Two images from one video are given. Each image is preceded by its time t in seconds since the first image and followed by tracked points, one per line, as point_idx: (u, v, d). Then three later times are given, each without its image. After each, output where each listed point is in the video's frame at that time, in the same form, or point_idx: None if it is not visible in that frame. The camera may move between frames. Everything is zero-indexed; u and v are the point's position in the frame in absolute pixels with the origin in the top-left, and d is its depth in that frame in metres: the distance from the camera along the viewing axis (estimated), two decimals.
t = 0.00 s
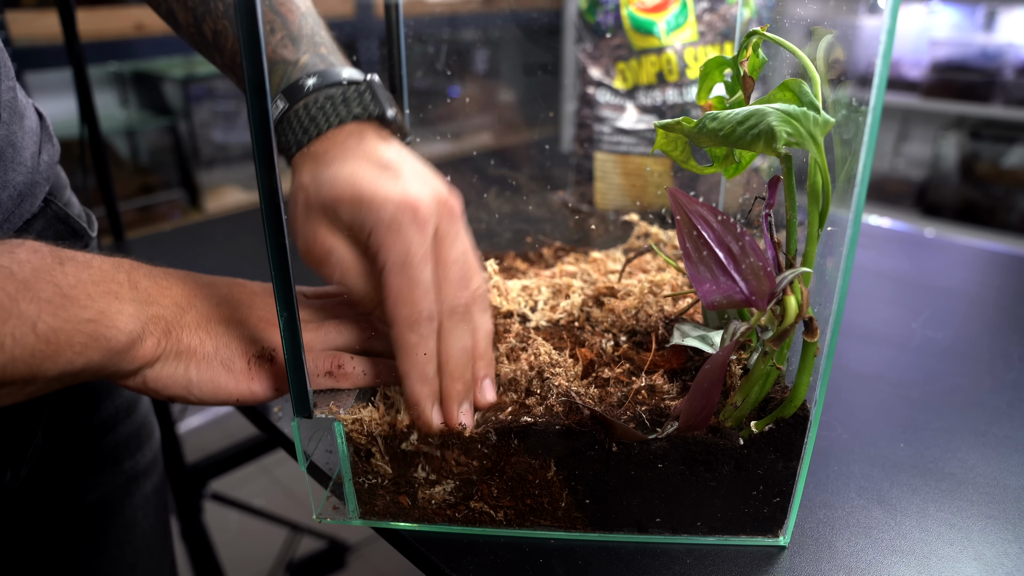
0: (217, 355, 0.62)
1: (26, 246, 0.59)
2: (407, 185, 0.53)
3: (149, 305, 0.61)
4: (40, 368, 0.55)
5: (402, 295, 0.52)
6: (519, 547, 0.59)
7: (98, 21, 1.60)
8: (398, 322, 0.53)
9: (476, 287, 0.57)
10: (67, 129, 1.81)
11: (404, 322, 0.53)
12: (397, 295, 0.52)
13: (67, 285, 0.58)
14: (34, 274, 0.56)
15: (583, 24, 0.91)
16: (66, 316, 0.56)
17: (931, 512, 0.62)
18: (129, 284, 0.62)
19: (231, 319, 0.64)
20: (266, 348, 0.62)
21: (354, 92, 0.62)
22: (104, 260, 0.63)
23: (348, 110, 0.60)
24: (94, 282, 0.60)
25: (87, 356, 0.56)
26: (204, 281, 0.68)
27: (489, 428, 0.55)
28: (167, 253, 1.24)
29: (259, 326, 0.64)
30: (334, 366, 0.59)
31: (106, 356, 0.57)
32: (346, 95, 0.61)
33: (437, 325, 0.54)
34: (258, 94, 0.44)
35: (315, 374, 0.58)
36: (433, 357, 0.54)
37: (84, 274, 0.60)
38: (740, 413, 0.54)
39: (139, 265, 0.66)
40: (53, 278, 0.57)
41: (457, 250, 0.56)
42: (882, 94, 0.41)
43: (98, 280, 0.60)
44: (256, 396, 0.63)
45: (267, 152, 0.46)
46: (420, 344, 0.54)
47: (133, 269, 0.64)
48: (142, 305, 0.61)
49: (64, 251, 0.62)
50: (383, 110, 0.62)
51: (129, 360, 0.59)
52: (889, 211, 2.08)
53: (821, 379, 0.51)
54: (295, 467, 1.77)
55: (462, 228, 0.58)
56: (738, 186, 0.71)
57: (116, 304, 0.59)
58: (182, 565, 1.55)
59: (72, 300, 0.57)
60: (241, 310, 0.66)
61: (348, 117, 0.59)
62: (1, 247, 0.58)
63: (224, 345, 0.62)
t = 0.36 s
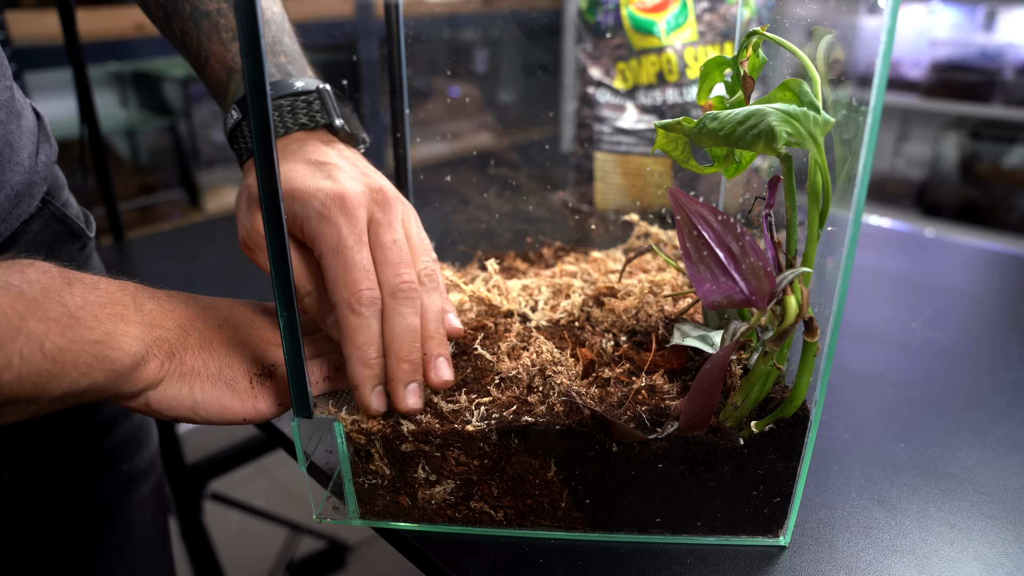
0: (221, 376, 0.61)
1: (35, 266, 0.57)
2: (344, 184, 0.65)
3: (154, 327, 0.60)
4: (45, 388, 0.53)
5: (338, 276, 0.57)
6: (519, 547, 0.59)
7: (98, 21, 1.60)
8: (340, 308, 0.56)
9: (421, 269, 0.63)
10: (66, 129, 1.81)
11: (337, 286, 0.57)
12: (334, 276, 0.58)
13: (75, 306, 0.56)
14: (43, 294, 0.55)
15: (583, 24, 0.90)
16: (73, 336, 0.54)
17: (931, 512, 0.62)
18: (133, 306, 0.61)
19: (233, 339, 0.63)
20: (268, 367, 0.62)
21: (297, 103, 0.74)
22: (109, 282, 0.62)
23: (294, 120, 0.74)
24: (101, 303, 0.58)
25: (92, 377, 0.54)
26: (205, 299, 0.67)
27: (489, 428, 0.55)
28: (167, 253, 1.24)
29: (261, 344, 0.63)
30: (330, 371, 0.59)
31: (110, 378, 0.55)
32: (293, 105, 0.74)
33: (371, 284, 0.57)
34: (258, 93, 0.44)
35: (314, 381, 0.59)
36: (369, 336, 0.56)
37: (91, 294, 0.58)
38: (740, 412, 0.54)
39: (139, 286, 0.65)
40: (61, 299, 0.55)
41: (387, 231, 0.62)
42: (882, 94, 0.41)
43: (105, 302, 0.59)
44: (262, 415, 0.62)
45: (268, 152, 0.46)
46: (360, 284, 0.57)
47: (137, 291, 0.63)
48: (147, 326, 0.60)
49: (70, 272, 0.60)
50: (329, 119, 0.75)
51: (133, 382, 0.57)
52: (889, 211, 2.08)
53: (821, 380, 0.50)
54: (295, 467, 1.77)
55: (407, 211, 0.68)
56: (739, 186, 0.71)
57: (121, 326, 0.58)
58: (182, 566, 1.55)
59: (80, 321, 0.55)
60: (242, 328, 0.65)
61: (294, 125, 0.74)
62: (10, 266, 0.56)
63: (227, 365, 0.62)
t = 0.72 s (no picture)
0: (220, 377, 0.60)
1: (31, 266, 0.58)
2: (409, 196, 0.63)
3: (152, 328, 0.60)
4: (42, 389, 0.53)
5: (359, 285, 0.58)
6: (519, 548, 0.59)
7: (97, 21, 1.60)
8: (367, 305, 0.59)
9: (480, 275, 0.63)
10: (66, 129, 1.80)
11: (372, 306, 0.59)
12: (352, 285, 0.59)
13: (72, 307, 0.56)
14: (40, 295, 0.55)
15: (583, 24, 0.90)
16: (70, 338, 0.54)
17: (931, 512, 0.62)
18: (132, 307, 0.61)
19: (234, 339, 0.63)
20: (266, 367, 0.62)
21: (333, 112, 0.69)
22: (106, 283, 0.62)
23: (334, 129, 0.69)
24: (99, 304, 0.58)
25: (89, 378, 0.55)
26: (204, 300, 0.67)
27: (489, 429, 0.55)
28: (167, 253, 1.24)
29: (261, 344, 0.64)
30: (331, 372, 0.59)
31: (107, 380, 0.56)
32: (330, 114, 0.69)
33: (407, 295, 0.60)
34: (258, 93, 0.44)
35: (315, 381, 0.58)
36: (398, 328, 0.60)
37: (88, 295, 0.58)
38: (740, 413, 0.54)
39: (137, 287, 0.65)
40: (58, 300, 0.56)
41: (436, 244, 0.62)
42: (882, 94, 0.41)
43: (102, 303, 0.59)
44: (262, 414, 0.62)
45: (267, 152, 0.46)
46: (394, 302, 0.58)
47: (135, 292, 0.63)
48: (145, 327, 0.59)
49: (67, 273, 0.60)
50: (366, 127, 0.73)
51: (131, 383, 0.57)
52: (890, 211, 2.08)
53: (821, 380, 0.50)
54: (295, 467, 1.77)
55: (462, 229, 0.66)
56: (739, 186, 0.71)
57: (119, 326, 0.58)
58: (182, 566, 1.55)
59: (76, 322, 0.55)
60: (243, 329, 0.65)
61: (332, 134, 0.68)
62: (7, 268, 0.56)
63: (226, 366, 0.61)
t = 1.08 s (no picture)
0: (218, 377, 0.61)
1: (30, 268, 0.58)
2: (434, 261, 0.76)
3: (151, 329, 0.60)
4: (42, 392, 0.53)
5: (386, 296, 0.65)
6: (520, 548, 0.59)
7: (98, 21, 1.60)
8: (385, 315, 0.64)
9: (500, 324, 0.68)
10: (66, 129, 1.80)
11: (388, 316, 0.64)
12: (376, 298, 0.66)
13: (72, 309, 0.56)
14: (39, 296, 0.55)
15: (583, 23, 0.91)
16: (69, 340, 0.54)
17: (931, 512, 0.62)
18: (130, 308, 0.61)
19: (234, 338, 0.64)
20: (265, 367, 0.62)
21: (396, 148, 0.81)
22: (105, 285, 0.62)
23: (395, 165, 0.80)
24: (98, 306, 0.58)
25: (89, 381, 0.55)
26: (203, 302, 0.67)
27: (490, 429, 0.55)
28: (167, 253, 1.24)
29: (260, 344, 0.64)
30: (331, 372, 0.59)
31: (107, 382, 0.56)
32: (394, 150, 0.81)
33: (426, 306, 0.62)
34: (258, 94, 0.44)
35: (315, 382, 0.58)
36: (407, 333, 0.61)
37: (87, 297, 0.58)
38: (740, 413, 0.54)
39: (135, 289, 0.64)
40: (57, 302, 0.55)
41: (458, 304, 0.71)
42: (882, 94, 0.41)
43: (101, 304, 0.59)
44: (261, 415, 0.62)
45: (267, 152, 0.46)
46: (409, 307, 0.62)
47: (134, 294, 0.63)
48: (144, 329, 0.60)
49: (65, 275, 0.60)
50: (418, 166, 0.82)
51: (130, 384, 0.57)
52: (890, 211, 2.08)
53: (821, 381, 0.50)
54: (295, 468, 1.77)
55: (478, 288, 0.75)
56: (738, 186, 0.71)
57: (118, 328, 0.58)
58: (181, 566, 1.54)
59: (76, 324, 0.55)
60: (241, 328, 0.65)
61: (393, 170, 0.80)
62: (5, 269, 0.56)
63: (225, 366, 0.61)
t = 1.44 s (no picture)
0: (220, 375, 0.61)
1: (31, 256, 0.57)
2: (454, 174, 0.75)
3: (152, 323, 0.60)
4: (42, 381, 0.53)
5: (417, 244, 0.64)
6: (519, 547, 0.59)
7: (98, 21, 1.60)
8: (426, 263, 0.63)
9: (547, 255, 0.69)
10: (66, 129, 1.80)
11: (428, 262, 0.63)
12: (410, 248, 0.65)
13: (73, 298, 0.56)
14: (41, 284, 0.54)
15: (583, 23, 0.92)
16: (70, 328, 0.54)
17: (931, 512, 0.62)
18: (130, 301, 0.61)
19: (235, 337, 0.64)
20: (267, 367, 0.62)
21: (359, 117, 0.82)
22: (105, 276, 0.62)
23: (362, 132, 0.82)
24: (99, 297, 0.58)
25: (90, 370, 0.54)
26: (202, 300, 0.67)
27: (489, 429, 0.55)
28: (167, 253, 1.24)
29: (261, 345, 0.64)
30: (332, 374, 0.59)
31: (109, 373, 0.55)
32: (358, 120, 0.82)
33: (468, 241, 0.61)
34: (258, 93, 0.44)
35: (316, 383, 0.58)
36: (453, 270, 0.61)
37: (88, 287, 0.58)
38: (740, 413, 0.54)
39: (136, 284, 0.64)
40: (58, 290, 0.55)
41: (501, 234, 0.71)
42: (882, 94, 0.41)
43: (101, 296, 0.59)
44: (261, 415, 0.62)
45: (267, 150, 0.46)
46: (452, 250, 0.60)
47: (134, 288, 0.63)
48: (145, 322, 0.59)
49: (66, 265, 0.60)
50: (390, 129, 0.84)
51: (130, 378, 0.57)
52: (890, 211, 2.08)
53: (821, 380, 0.50)
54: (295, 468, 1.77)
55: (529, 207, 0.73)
56: (739, 186, 0.71)
57: (119, 320, 0.57)
58: (181, 566, 1.54)
59: (77, 313, 0.55)
60: (242, 327, 0.65)
61: (362, 137, 0.82)
62: (8, 255, 0.55)
63: (227, 365, 0.61)
